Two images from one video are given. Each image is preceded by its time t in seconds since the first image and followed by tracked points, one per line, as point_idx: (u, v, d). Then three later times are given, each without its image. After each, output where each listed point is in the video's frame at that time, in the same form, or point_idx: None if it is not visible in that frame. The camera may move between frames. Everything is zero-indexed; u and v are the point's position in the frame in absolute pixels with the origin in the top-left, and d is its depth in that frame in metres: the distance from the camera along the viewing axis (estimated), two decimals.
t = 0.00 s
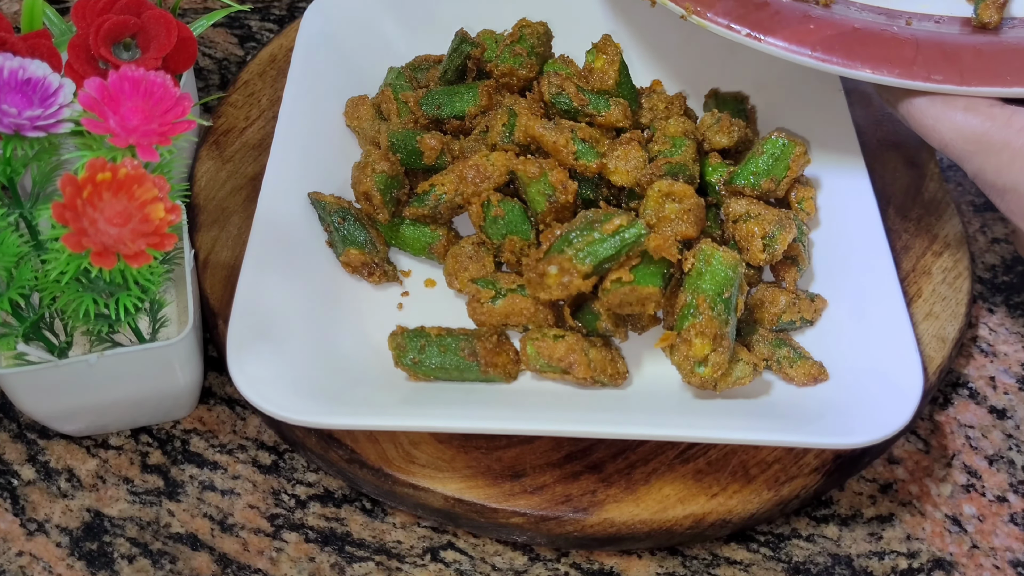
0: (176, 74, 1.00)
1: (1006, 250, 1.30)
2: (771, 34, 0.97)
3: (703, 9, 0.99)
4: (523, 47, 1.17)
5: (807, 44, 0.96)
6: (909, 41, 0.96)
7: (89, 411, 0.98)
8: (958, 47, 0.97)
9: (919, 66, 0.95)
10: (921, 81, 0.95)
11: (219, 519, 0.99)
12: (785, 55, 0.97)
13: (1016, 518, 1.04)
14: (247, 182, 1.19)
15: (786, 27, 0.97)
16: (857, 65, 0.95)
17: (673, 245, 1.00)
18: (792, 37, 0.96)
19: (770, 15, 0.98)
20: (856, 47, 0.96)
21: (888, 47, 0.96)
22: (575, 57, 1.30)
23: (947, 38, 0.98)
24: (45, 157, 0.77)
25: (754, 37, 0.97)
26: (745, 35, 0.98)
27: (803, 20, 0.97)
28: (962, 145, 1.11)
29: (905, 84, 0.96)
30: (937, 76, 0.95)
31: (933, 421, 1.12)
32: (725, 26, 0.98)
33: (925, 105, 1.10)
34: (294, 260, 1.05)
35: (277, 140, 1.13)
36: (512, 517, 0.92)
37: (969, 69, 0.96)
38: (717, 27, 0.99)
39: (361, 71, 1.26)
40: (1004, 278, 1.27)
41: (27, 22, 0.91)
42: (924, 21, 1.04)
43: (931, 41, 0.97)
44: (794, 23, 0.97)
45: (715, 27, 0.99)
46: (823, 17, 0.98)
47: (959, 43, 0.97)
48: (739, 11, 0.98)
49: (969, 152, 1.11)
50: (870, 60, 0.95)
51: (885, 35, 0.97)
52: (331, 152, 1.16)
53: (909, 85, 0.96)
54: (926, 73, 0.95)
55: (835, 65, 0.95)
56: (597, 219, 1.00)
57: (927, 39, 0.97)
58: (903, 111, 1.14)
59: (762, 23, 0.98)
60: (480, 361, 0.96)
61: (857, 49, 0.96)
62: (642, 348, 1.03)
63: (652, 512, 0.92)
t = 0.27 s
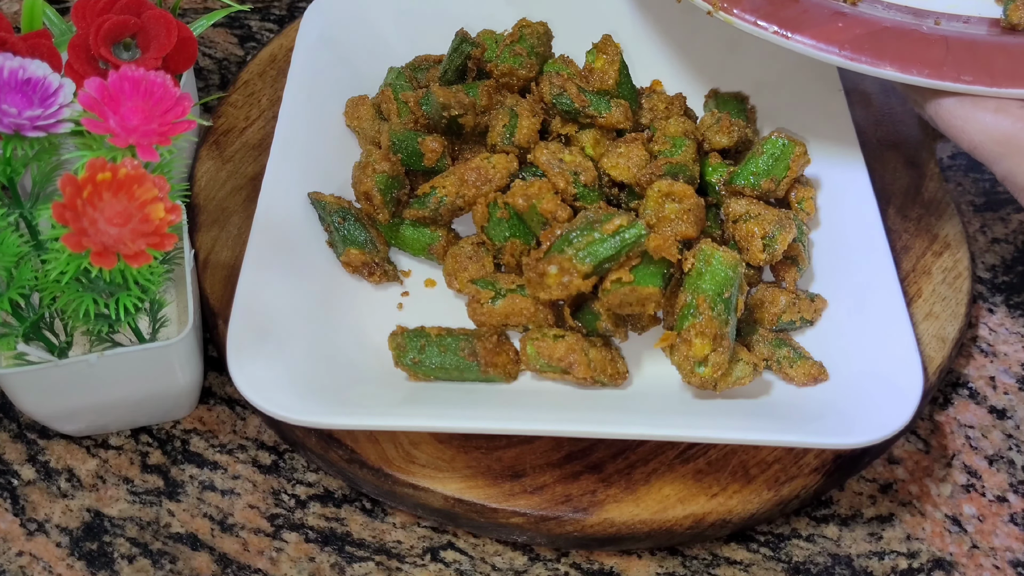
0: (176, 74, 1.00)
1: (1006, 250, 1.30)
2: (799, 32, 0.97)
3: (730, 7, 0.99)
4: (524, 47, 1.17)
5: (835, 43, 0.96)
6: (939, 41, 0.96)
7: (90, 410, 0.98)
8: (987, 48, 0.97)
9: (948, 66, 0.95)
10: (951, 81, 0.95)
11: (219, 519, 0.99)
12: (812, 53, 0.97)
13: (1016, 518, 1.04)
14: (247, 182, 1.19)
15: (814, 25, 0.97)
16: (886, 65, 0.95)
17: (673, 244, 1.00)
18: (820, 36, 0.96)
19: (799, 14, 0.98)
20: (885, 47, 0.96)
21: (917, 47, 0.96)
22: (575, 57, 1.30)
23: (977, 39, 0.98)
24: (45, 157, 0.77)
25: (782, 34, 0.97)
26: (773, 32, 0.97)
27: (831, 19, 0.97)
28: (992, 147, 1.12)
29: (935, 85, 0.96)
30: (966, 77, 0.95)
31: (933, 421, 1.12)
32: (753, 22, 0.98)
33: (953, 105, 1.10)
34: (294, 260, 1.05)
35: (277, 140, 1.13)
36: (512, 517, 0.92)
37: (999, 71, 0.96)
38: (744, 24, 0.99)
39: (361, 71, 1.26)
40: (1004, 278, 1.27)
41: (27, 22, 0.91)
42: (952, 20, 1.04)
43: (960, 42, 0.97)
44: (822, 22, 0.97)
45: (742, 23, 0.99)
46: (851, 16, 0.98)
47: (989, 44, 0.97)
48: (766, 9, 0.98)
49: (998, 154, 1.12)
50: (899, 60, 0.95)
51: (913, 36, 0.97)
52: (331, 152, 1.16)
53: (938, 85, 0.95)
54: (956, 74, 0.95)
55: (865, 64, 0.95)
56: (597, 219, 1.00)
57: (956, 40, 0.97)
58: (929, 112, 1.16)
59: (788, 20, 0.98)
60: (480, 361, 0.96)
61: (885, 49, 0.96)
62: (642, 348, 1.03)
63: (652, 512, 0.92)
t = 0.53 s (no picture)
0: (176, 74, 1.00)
1: (1006, 250, 1.30)
2: (801, 21, 0.95)
3: None
4: (523, 47, 1.17)
5: (838, 31, 0.96)
6: (942, 31, 0.97)
7: (90, 411, 0.98)
8: (990, 37, 0.98)
9: (951, 56, 0.96)
10: (953, 71, 0.96)
11: (219, 519, 0.99)
12: (814, 42, 0.96)
13: (1016, 518, 1.04)
14: (247, 182, 1.19)
15: (816, 13, 0.96)
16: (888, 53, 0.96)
17: (673, 244, 1.00)
18: (823, 24, 0.96)
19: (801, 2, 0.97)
20: (888, 36, 0.96)
21: (921, 37, 0.96)
22: (575, 57, 1.30)
23: (981, 28, 0.98)
24: (45, 157, 0.77)
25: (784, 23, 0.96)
26: (773, 20, 0.96)
27: (833, 8, 0.97)
28: (995, 137, 1.12)
29: (937, 74, 0.97)
30: (969, 67, 0.96)
31: (933, 421, 1.12)
32: (754, 10, 0.96)
33: (956, 96, 1.14)
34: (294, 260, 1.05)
35: (277, 140, 1.13)
36: (512, 517, 0.92)
37: (1003, 60, 0.97)
38: (744, 11, 0.97)
39: (361, 71, 1.26)
40: (1004, 278, 1.27)
41: (27, 22, 0.91)
42: (955, 11, 1.02)
43: (963, 32, 0.98)
44: (825, 10, 0.96)
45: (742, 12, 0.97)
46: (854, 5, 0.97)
47: (991, 34, 0.98)
48: None
49: (1002, 145, 1.13)
50: (903, 50, 0.96)
51: (916, 24, 0.97)
52: (331, 152, 1.16)
53: (941, 75, 0.96)
54: (959, 64, 0.96)
55: (868, 53, 0.95)
56: (597, 219, 1.00)
57: (958, 29, 0.97)
58: (933, 102, 1.18)
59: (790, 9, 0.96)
60: (480, 361, 0.96)
61: (889, 38, 0.96)
62: (642, 348, 1.03)
63: (652, 512, 0.92)
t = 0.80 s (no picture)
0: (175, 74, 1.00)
1: (1006, 250, 1.30)
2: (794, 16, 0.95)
3: None
4: (523, 47, 1.17)
5: (831, 27, 0.95)
6: (936, 25, 0.97)
7: (89, 411, 0.98)
8: (983, 31, 0.98)
9: (945, 50, 0.96)
10: (948, 65, 0.96)
11: (219, 519, 0.99)
12: (808, 37, 0.95)
13: (1016, 518, 1.04)
14: (247, 182, 1.19)
15: (808, 8, 0.96)
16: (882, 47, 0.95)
17: (673, 244, 1.00)
18: (816, 20, 0.95)
19: None
20: (881, 30, 0.96)
21: (915, 31, 0.96)
22: (575, 57, 1.30)
23: (974, 21, 0.98)
24: (45, 157, 0.77)
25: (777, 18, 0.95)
26: (766, 15, 0.95)
27: (827, 3, 0.96)
28: (990, 133, 1.12)
29: (931, 68, 0.96)
30: (963, 60, 0.96)
31: (933, 421, 1.12)
32: (746, 6, 0.96)
33: (952, 90, 1.12)
34: (295, 258, 1.05)
35: (277, 140, 1.13)
36: (512, 517, 0.92)
37: (996, 54, 0.97)
38: (737, 7, 0.96)
39: (361, 71, 1.26)
40: (1004, 278, 1.27)
41: (27, 22, 0.91)
42: (951, 5, 1.03)
43: (956, 25, 0.97)
44: (818, 5, 0.96)
45: (734, 8, 0.97)
46: None
47: (985, 26, 0.98)
48: None
49: (997, 140, 1.12)
50: (898, 44, 0.95)
51: (909, 19, 0.97)
52: (332, 152, 1.16)
53: (936, 69, 0.96)
54: (953, 58, 0.96)
55: (862, 48, 0.95)
56: (597, 219, 1.00)
57: (952, 23, 0.97)
58: (928, 96, 1.17)
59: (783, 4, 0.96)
60: (480, 361, 0.96)
61: (883, 32, 0.96)
62: (642, 348, 1.03)
63: (652, 512, 0.92)
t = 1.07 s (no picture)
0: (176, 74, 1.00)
1: (1006, 250, 1.30)
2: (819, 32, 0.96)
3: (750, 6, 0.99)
4: (523, 47, 1.17)
5: (855, 44, 0.96)
6: (959, 44, 0.97)
7: (89, 411, 0.98)
8: (1007, 51, 0.98)
9: (969, 69, 0.96)
10: (971, 84, 0.96)
11: (219, 519, 0.99)
12: (833, 53, 0.96)
13: (1016, 519, 1.04)
14: (247, 182, 1.19)
15: (834, 25, 0.97)
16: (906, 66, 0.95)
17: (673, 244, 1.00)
18: (841, 35, 0.96)
19: (821, 14, 0.98)
20: (905, 47, 0.96)
21: (939, 49, 0.96)
22: (575, 57, 1.30)
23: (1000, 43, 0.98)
24: (45, 157, 0.77)
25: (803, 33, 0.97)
26: (793, 32, 0.97)
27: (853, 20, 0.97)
28: (1011, 150, 1.13)
29: (954, 87, 0.96)
30: (987, 80, 0.96)
31: (933, 421, 1.12)
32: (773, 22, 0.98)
33: (974, 109, 1.14)
34: (295, 258, 1.05)
35: (277, 140, 1.13)
36: (512, 517, 0.92)
37: (1020, 74, 0.96)
38: (764, 22, 0.99)
39: (361, 71, 1.26)
40: (1004, 278, 1.27)
41: (27, 22, 0.91)
42: (973, 25, 1.04)
43: (982, 45, 0.98)
44: (843, 21, 0.97)
45: (761, 23, 0.99)
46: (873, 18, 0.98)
47: (1009, 47, 0.98)
48: (787, 9, 0.98)
49: (1018, 158, 1.13)
50: (921, 61, 0.95)
51: (933, 38, 0.97)
52: (332, 152, 1.16)
53: (959, 87, 0.96)
54: (977, 77, 0.96)
55: (886, 65, 0.95)
56: (597, 220, 1.00)
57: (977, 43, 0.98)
58: (950, 114, 1.18)
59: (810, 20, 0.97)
60: (479, 361, 0.96)
61: (908, 50, 0.96)
62: (642, 348, 1.03)
63: (652, 512, 0.92)
